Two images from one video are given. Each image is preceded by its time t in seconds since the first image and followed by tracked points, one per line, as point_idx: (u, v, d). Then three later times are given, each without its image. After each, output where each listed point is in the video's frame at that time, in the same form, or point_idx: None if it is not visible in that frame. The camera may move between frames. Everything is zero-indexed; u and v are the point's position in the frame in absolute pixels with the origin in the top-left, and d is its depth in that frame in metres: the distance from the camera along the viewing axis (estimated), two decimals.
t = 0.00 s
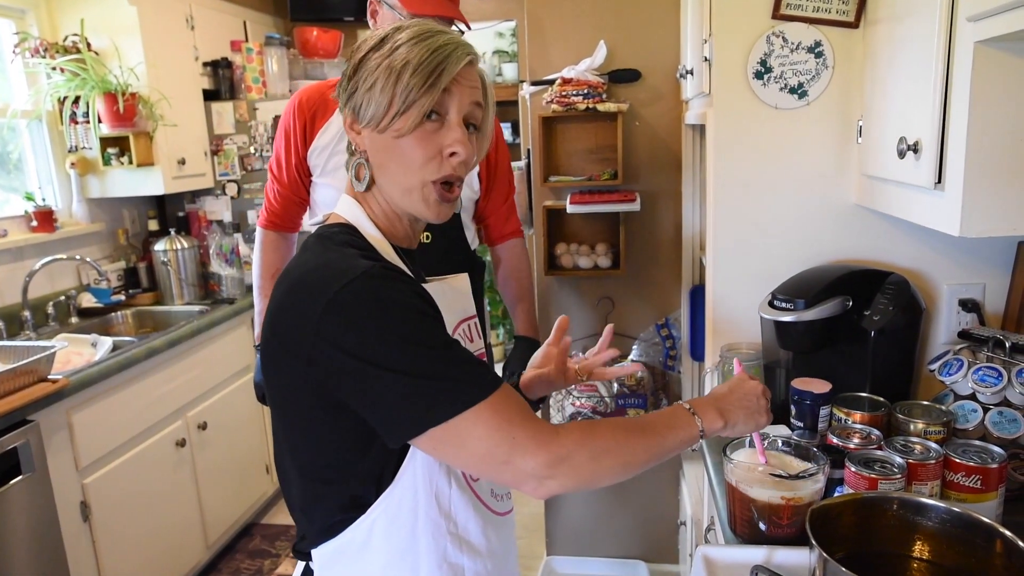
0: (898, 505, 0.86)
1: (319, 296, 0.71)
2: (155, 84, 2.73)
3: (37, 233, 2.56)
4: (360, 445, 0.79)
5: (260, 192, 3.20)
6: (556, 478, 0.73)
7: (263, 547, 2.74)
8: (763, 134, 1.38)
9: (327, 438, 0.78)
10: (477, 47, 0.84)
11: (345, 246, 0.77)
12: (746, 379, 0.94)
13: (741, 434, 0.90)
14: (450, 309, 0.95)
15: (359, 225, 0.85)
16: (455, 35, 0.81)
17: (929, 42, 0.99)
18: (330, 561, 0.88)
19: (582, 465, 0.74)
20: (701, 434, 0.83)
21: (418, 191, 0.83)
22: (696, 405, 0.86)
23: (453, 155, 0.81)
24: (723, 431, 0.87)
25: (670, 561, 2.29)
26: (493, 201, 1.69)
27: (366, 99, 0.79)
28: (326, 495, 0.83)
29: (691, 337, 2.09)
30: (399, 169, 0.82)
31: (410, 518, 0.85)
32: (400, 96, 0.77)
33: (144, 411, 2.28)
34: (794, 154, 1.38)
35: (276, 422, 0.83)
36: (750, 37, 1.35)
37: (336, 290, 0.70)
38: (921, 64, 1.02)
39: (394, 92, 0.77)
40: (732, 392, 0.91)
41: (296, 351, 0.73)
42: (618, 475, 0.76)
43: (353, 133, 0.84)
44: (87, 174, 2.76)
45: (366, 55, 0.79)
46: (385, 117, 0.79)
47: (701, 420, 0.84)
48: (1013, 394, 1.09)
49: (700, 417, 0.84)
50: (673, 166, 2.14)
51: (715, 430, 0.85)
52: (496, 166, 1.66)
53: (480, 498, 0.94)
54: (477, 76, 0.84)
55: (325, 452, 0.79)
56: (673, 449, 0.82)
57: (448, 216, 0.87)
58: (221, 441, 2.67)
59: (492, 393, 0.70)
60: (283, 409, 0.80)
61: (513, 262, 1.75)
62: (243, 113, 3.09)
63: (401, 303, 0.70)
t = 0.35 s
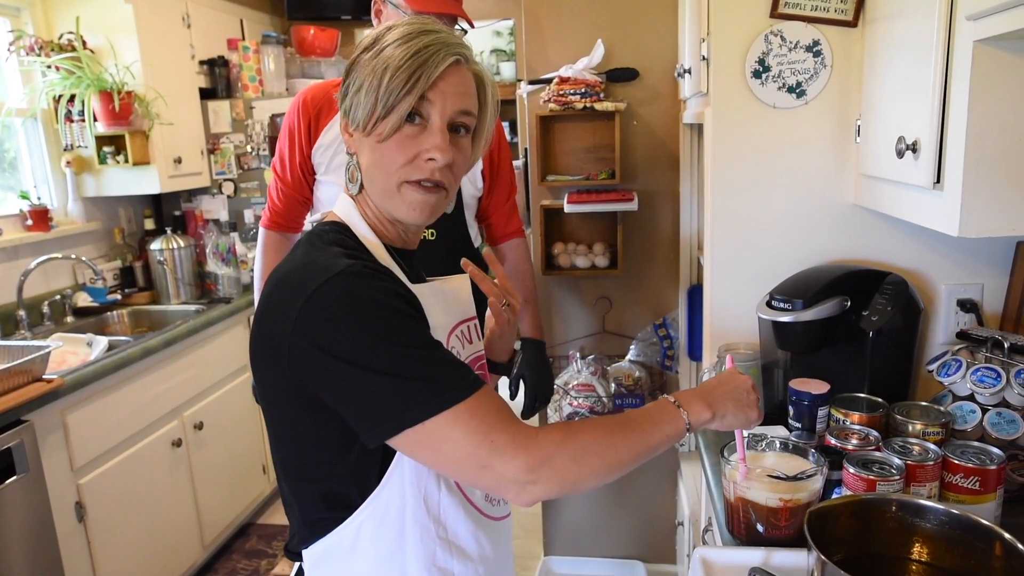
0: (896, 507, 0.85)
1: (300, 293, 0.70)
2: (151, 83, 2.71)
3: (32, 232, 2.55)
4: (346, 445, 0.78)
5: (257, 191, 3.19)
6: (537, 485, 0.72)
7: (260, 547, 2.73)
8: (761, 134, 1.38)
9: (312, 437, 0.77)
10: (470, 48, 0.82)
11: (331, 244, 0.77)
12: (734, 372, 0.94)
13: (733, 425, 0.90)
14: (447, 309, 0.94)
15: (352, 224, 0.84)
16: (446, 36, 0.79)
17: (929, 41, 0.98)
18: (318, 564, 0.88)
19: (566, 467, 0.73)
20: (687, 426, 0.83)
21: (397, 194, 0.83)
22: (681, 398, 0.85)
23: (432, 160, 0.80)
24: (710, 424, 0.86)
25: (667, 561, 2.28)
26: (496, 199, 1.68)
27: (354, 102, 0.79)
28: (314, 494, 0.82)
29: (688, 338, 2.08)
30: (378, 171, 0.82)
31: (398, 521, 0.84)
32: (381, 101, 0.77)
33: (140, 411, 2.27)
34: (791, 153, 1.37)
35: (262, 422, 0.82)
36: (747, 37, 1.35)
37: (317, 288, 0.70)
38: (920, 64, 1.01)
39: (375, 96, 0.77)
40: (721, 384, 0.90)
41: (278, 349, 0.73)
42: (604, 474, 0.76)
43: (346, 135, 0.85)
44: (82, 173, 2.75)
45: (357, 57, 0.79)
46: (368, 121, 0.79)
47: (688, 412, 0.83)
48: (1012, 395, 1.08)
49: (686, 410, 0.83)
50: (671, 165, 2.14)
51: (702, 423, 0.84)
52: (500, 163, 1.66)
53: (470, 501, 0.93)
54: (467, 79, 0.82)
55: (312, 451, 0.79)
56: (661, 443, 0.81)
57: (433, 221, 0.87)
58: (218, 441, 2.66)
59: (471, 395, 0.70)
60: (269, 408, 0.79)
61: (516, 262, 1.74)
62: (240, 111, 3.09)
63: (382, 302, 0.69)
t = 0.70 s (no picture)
0: (898, 512, 0.85)
1: (306, 295, 0.70)
2: (150, 83, 2.71)
3: (31, 232, 2.54)
4: (349, 447, 0.78)
5: (256, 192, 3.18)
6: (548, 480, 0.72)
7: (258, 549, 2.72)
8: (762, 136, 1.37)
9: (316, 440, 0.77)
10: (468, 45, 0.82)
11: (336, 247, 0.76)
12: (747, 389, 0.93)
13: (743, 439, 0.89)
14: (447, 310, 0.94)
15: (353, 226, 0.84)
16: (444, 33, 0.79)
17: (931, 44, 0.98)
18: (319, 568, 0.87)
19: (575, 469, 0.73)
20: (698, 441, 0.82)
21: (406, 193, 0.82)
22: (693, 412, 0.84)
23: (439, 157, 0.80)
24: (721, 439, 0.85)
25: (666, 564, 2.28)
26: (494, 201, 1.68)
27: (356, 104, 0.79)
28: (314, 496, 0.82)
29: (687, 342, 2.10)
30: (385, 172, 0.82)
31: (401, 523, 0.84)
32: (386, 100, 0.76)
33: (138, 412, 2.26)
34: (793, 156, 1.37)
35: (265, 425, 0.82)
36: (748, 39, 1.35)
37: (323, 290, 0.69)
38: (923, 67, 1.01)
39: (379, 96, 0.77)
40: (732, 401, 0.89)
41: (283, 351, 0.72)
42: (608, 480, 0.75)
43: (346, 138, 0.84)
44: (81, 173, 2.75)
45: (356, 59, 0.79)
46: (372, 121, 0.78)
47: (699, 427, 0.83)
48: (1012, 399, 1.08)
49: (697, 424, 0.83)
50: (671, 167, 2.13)
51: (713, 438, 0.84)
52: (497, 166, 1.65)
53: (472, 503, 0.93)
54: (468, 76, 0.82)
55: (315, 454, 0.78)
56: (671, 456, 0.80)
57: (440, 220, 0.86)
58: (216, 442, 2.66)
59: (477, 397, 0.69)
60: (271, 411, 0.79)
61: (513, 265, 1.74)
62: (239, 112, 3.09)
63: (388, 304, 0.69)
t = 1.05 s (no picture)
0: (899, 515, 0.85)
1: (298, 292, 0.70)
2: (150, 81, 2.71)
3: (30, 230, 2.53)
4: (340, 449, 0.77)
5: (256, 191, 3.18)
6: (528, 493, 0.71)
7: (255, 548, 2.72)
8: (762, 136, 1.37)
9: (306, 439, 0.77)
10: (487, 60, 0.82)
11: (330, 245, 0.76)
12: (724, 380, 0.93)
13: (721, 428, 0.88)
14: (444, 311, 0.94)
15: (351, 224, 0.84)
16: (464, 46, 0.79)
17: (933, 45, 0.98)
18: (317, 569, 0.87)
19: (557, 477, 0.72)
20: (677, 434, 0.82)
21: (403, 197, 0.82)
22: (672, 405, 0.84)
23: (441, 165, 0.80)
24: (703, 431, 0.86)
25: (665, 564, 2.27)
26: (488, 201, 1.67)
27: (368, 103, 0.78)
28: (309, 495, 0.81)
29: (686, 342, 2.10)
30: (385, 174, 0.81)
31: (398, 524, 0.83)
32: (394, 103, 0.76)
33: (136, 410, 2.25)
34: (793, 157, 1.37)
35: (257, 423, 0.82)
36: (750, 39, 1.34)
37: (315, 287, 0.69)
38: (925, 68, 1.01)
39: (389, 98, 0.76)
40: (710, 391, 0.89)
41: (274, 349, 0.72)
42: (592, 481, 0.75)
43: (355, 136, 0.84)
44: (81, 171, 2.74)
45: (373, 60, 0.78)
46: (380, 123, 0.78)
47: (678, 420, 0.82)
48: (1015, 401, 1.07)
49: (675, 416, 0.82)
50: (672, 167, 2.13)
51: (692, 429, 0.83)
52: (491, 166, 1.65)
53: (470, 505, 0.92)
54: (482, 90, 0.82)
55: (307, 454, 0.78)
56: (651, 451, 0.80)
57: (436, 228, 0.85)
58: (214, 441, 2.65)
59: (467, 400, 0.69)
60: (264, 408, 0.78)
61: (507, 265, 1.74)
62: (239, 110, 3.08)
63: (379, 303, 0.69)
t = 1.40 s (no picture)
0: (903, 515, 0.84)
1: (296, 289, 0.69)
2: (150, 76, 2.70)
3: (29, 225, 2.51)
4: (337, 447, 0.77)
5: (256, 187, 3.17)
6: (534, 485, 0.71)
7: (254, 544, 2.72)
8: (765, 135, 1.36)
9: (303, 436, 0.76)
10: (496, 61, 0.81)
11: (329, 242, 0.76)
12: (741, 392, 0.90)
13: (734, 446, 0.86)
14: (444, 309, 0.93)
15: (350, 222, 0.83)
16: (472, 46, 0.78)
17: (939, 43, 0.97)
18: (312, 568, 0.86)
19: (563, 476, 0.72)
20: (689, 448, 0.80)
21: (405, 197, 0.81)
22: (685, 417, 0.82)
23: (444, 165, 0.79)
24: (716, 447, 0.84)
25: (664, 563, 2.27)
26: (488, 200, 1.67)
27: (372, 100, 0.78)
28: (306, 494, 0.81)
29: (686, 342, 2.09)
30: (388, 172, 0.81)
31: (393, 524, 0.83)
32: (400, 101, 0.76)
33: (135, 406, 2.25)
34: (796, 156, 1.36)
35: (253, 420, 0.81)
36: (753, 37, 1.34)
37: (313, 284, 0.68)
38: (930, 67, 1.00)
39: (394, 96, 0.76)
40: (726, 406, 0.87)
41: (272, 346, 0.71)
42: (596, 485, 0.74)
43: (358, 132, 0.83)
44: (80, 166, 2.73)
45: (379, 56, 0.78)
46: (384, 120, 0.77)
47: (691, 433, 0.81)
48: (1018, 402, 1.07)
49: (688, 430, 0.81)
50: (673, 166, 2.13)
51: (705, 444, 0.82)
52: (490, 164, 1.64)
53: (466, 505, 0.92)
54: (489, 91, 0.81)
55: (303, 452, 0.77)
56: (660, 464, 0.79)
57: (437, 229, 0.85)
58: (214, 438, 2.65)
59: (467, 399, 0.68)
60: (260, 405, 0.78)
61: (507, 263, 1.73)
62: (239, 106, 3.07)
63: (378, 300, 0.68)
